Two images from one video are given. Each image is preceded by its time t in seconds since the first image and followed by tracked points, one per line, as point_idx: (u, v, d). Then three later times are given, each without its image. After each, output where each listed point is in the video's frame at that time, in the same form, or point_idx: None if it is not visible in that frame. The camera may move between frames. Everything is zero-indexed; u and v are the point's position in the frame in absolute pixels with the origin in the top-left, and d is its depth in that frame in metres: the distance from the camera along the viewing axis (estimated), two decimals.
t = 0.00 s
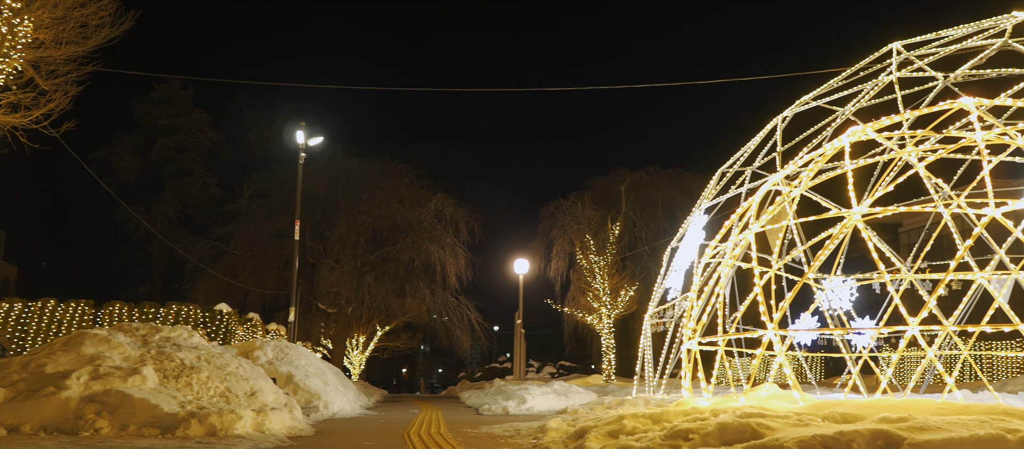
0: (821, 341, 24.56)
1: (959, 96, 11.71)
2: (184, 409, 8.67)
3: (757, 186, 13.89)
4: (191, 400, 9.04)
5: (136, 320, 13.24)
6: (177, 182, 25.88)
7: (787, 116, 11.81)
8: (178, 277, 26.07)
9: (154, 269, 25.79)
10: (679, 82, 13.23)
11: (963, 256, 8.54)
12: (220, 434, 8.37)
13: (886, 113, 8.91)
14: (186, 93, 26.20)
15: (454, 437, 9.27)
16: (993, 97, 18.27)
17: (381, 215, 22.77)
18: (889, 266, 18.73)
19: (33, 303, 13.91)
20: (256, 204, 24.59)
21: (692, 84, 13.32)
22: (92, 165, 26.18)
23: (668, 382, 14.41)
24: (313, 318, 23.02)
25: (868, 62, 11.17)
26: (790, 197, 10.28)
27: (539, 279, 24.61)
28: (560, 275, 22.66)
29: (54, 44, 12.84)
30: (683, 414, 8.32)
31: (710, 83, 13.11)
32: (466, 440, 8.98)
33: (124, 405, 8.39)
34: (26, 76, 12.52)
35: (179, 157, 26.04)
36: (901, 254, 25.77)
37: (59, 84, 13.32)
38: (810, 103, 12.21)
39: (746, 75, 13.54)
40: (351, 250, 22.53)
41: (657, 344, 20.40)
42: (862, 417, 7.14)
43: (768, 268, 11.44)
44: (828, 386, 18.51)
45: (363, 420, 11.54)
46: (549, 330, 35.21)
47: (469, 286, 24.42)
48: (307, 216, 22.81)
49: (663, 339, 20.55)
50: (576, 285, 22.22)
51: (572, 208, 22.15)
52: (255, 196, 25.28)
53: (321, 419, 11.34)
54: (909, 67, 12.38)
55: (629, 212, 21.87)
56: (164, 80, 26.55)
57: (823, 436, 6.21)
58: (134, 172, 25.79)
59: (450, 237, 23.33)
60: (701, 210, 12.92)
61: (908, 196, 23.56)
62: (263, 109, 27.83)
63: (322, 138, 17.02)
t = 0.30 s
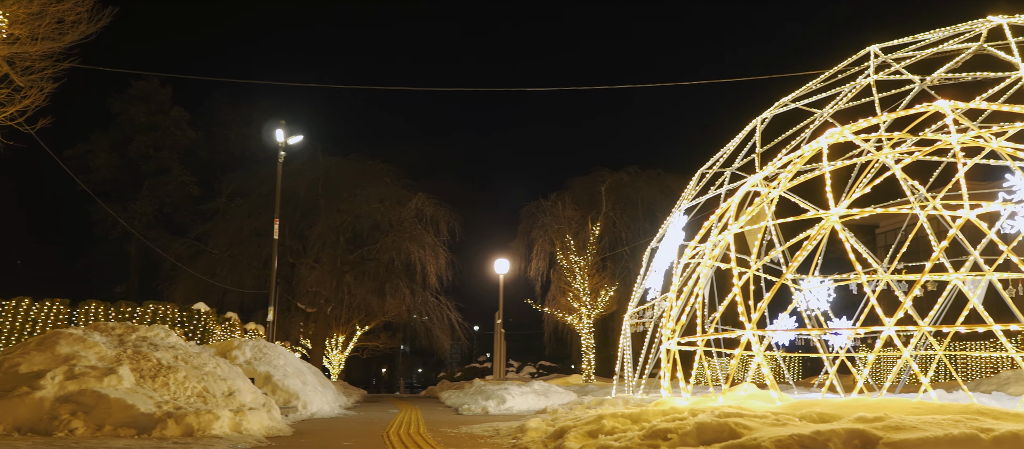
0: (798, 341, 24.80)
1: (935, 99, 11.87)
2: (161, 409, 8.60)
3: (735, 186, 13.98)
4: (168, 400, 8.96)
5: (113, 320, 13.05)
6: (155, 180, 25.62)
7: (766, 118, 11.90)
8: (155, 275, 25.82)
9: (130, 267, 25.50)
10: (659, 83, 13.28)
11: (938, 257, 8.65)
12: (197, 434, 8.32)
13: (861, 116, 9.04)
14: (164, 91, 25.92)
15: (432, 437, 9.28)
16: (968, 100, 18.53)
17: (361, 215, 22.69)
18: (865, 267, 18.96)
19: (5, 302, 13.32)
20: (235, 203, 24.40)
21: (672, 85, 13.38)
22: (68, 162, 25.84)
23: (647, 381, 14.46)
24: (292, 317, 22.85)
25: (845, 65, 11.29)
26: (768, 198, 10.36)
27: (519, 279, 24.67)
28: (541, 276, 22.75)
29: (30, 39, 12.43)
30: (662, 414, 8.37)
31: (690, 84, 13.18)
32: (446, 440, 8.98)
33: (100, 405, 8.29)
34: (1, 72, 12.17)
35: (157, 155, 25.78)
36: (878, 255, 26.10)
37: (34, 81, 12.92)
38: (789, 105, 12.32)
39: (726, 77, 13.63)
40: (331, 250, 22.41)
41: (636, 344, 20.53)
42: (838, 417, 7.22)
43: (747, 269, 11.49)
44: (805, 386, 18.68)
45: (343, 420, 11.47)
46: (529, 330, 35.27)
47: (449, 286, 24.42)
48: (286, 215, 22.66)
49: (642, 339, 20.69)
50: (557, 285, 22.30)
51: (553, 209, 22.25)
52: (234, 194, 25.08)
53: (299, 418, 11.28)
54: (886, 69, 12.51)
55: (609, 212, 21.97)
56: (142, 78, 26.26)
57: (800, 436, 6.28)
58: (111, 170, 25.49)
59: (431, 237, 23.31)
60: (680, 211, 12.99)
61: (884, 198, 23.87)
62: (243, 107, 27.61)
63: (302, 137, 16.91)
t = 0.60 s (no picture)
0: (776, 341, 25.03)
1: (912, 102, 12.04)
2: (136, 410, 8.51)
3: (714, 187, 14.08)
4: (144, 400, 8.87)
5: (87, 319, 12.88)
6: (132, 178, 25.32)
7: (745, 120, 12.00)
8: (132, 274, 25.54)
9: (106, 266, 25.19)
10: (639, 84, 13.35)
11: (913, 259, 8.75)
12: (173, 435, 8.25)
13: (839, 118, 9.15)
14: (142, 88, 25.61)
15: (412, 437, 9.27)
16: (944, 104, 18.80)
17: (341, 214, 22.59)
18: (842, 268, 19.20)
19: None
20: (213, 201, 24.18)
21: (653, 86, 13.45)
22: (42, 159, 25.48)
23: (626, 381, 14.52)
24: (271, 317, 22.69)
25: (824, 67, 11.42)
26: (746, 199, 10.44)
27: (499, 278, 24.69)
28: (521, 276, 22.77)
29: (4, 35, 12.06)
30: (641, 414, 8.41)
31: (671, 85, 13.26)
32: (425, 440, 8.98)
33: (74, 405, 8.19)
34: None
35: (134, 153, 25.50)
36: (854, 256, 26.42)
37: (9, 77, 12.56)
38: (768, 107, 12.42)
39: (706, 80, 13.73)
40: (310, 249, 22.29)
41: (616, 344, 20.63)
42: (815, 416, 7.30)
43: (726, 269, 11.56)
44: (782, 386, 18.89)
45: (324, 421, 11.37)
46: (508, 330, 35.31)
47: (429, 286, 24.36)
48: (265, 214, 22.50)
49: (621, 339, 20.82)
50: (537, 285, 22.34)
51: (533, 209, 22.29)
52: (212, 193, 24.86)
53: (277, 419, 11.19)
54: (863, 72, 12.66)
55: (589, 212, 22.06)
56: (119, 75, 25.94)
57: (777, 436, 6.34)
58: (87, 168, 25.16)
59: (411, 236, 23.24)
60: (660, 211, 13.05)
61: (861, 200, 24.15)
62: (221, 105, 27.37)
63: (281, 135, 16.78)
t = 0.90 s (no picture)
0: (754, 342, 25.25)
1: (888, 105, 12.19)
2: (112, 410, 8.42)
3: (694, 188, 14.16)
4: (119, 400, 8.78)
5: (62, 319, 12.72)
6: (108, 177, 25.03)
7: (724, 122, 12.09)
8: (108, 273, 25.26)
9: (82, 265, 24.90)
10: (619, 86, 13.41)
11: (890, 259, 8.84)
12: (149, 435, 8.16)
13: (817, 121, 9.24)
14: (119, 85, 25.31)
15: (391, 437, 9.26)
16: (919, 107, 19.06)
17: (320, 213, 22.47)
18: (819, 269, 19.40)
19: None
20: (191, 200, 23.97)
21: (633, 88, 13.52)
22: (17, 156, 25.12)
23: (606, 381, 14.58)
24: (249, 316, 22.52)
25: (802, 70, 11.54)
26: (725, 201, 10.52)
27: (479, 279, 24.69)
28: (501, 277, 22.78)
29: None
30: (619, 414, 8.45)
31: (651, 86, 13.33)
32: (404, 441, 8.98)
33: (48, 406, 8.09)
34: None
35: (111, 150, 25.22)
36: (832, 257, 26.72)
37: None
38: (747, 109, 12.51)
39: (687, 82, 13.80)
40: (289, 248, 22.15)
41: (595, 344, 20.73)
42: (792, 416, 7.38)
43: (705, 270, 11.62)
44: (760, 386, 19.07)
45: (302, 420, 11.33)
46: (489, 330, 35.33)
47: (409, 286, 24.30)
48: (244, 213, 22.34)
49: (601, 339, 20.93)
50: (517, 285, 22.37)
51: (513, 210, 22.34)
52: (190, 192, 24.64)
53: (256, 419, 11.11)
54: (841, 75, 12.80)
55: (570, 212, 22.15)
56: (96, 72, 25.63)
57: (754, 435, 6.41)
58: (63, 166, 24.84)
59: (391, 236, 23.16)
60: (640, 212, 13.11)
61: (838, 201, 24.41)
62: (200, 103, 27.13)
63: (260, 133, 16.65)
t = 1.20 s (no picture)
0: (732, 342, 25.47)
1: (866, 108, 12.33)
2: (87, 410, 8.34)
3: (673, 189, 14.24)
4: (95, 400, 8.69)
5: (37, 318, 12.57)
6: (85, 174, 24.73)
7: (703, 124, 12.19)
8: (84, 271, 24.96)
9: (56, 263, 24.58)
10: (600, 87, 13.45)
11: (866, 261, 8.94)
12: (125, 436, 8.09)
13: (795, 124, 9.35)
14: (95, 81, 25.00)
15: (370, 437, 9.28)
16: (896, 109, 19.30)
17: (300, 212, 22.33)
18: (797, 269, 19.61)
19: None
20: (169, 198, 23.74)
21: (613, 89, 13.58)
22: None
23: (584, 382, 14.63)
24: (228, 316, 22.35)
25: (781, 72, 11.65)
26: (705, 201, 10.61)
27: (459, 279, 24.68)
28: (481, 278, 22.79)
29: None
30: (598, 414, 8.50)
31: (631, 88, 13.40)
32: (383, 440, 8.98)
33: (22, 405, 8.00)
34: None
35: (87, 148, 24.90)
36: (809, 258, 27.00)
37: None
38: (726, 110, 12.61)
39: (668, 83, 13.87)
40: (268, 247, 22.00)
41: (575, 344, 20.83)
42: (769, 416, 7.46)
43: (684, 271, 11.71)
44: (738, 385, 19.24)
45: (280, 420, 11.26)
46: (469, 330, 35.33)
47: (389, 286, 24.25)
48: (222, 212, 22.15)
49: (580, 340, 21.04)
50: (498, 286, 22.37)
51: (494, 211, 22.29)
52: (168, 190, 24.41)
53: (233, 419, 11.05)
54: (819, 78, 12.93)
55: (550, 212, 22.19)
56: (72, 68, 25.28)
57: (732, 435, 6.47)
58: (38, 163, 24.50)
59: (371, 235, 23.08)
60: (620, 212, 13.18)
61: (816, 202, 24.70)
62: (178, 101, 26.89)
63: (239, 132, 16.50)
